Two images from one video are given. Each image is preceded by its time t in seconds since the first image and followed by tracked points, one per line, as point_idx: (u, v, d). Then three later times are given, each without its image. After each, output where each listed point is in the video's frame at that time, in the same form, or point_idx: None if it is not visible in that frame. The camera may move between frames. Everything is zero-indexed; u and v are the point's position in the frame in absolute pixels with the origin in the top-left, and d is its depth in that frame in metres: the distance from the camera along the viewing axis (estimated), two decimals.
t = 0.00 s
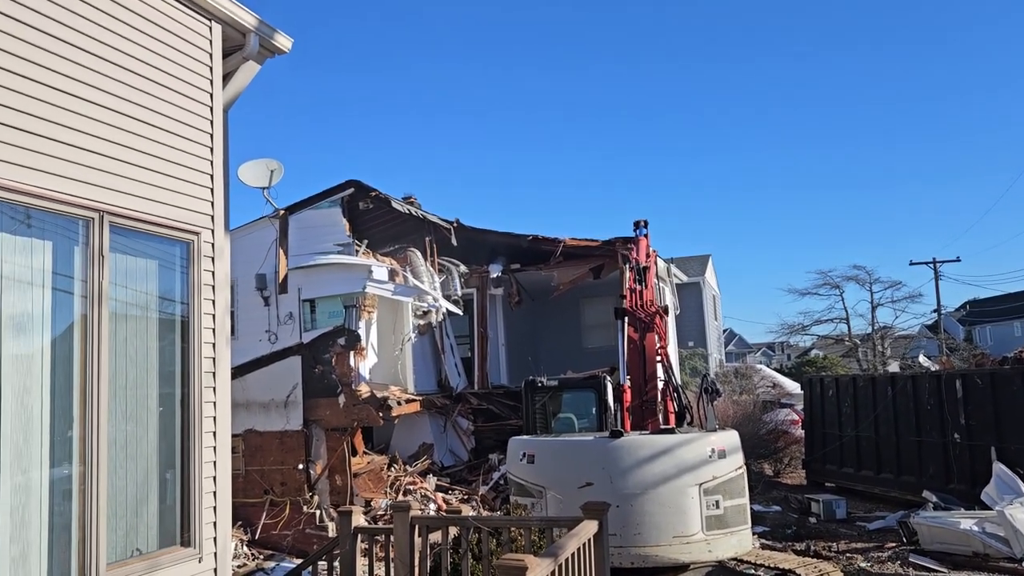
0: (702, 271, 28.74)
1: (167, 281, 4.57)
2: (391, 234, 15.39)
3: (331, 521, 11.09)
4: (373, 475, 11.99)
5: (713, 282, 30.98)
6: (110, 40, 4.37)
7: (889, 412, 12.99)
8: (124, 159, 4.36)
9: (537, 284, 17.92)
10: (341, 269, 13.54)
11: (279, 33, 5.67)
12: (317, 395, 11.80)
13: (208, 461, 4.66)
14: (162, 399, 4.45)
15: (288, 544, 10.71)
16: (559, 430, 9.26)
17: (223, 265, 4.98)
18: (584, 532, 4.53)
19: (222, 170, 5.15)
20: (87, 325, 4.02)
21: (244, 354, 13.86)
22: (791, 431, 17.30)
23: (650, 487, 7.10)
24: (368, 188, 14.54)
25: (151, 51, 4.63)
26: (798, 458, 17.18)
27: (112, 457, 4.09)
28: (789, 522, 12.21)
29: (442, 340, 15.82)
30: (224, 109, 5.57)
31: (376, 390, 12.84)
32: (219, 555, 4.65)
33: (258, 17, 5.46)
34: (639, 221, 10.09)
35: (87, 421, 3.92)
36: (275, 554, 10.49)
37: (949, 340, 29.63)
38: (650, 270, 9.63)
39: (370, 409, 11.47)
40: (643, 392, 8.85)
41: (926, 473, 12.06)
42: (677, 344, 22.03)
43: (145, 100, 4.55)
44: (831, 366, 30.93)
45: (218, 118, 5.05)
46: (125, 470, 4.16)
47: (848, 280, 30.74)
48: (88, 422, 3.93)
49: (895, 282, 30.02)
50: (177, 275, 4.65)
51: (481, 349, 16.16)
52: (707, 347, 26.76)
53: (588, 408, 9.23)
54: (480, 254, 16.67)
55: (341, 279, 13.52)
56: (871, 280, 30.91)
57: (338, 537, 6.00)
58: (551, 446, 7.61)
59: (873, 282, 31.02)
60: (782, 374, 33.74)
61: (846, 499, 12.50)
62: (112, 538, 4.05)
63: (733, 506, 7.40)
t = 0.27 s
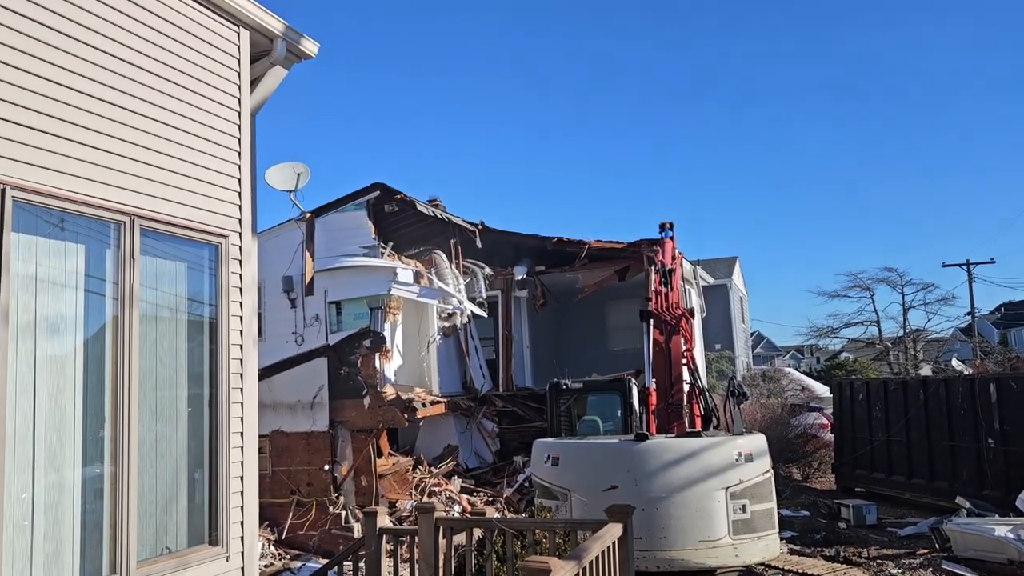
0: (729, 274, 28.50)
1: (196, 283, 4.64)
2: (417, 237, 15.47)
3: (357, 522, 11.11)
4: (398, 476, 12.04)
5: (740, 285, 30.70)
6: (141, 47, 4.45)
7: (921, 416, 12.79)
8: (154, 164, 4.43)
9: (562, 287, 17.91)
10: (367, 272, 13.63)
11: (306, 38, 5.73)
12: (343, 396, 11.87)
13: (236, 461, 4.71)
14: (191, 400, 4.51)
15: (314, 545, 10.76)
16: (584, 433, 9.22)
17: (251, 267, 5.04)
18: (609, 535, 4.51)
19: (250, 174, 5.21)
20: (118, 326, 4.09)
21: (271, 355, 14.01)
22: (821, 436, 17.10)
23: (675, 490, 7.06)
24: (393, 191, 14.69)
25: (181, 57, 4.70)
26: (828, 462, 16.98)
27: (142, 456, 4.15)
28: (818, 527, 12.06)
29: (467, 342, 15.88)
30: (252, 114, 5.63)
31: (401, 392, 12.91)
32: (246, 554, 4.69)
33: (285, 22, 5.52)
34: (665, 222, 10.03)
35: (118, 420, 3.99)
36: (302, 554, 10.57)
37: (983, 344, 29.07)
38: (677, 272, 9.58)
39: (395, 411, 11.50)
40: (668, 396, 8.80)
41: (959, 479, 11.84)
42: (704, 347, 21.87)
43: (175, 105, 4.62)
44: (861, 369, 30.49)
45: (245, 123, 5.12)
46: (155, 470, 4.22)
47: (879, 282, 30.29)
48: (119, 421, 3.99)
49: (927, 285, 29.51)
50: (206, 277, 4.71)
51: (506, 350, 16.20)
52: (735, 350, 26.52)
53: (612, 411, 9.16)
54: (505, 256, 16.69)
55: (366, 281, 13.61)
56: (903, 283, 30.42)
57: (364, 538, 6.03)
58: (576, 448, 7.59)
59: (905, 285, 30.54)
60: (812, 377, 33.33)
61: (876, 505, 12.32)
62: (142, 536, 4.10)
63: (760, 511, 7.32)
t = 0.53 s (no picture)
0: (743, 275, 28.37)
1: (211, 283, 4.66)
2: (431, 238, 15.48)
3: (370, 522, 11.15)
4: (411, 477, 12.06)
5: (754, 286, 30.54)
6: (156, 49, 4.48)
7: (937, 418, 12.68)
8: (169, 165, 4.46)
9: (575, 288, 17.88)
10: (380, 273, 13.67)
11: (320, 40, 5.75)
12: (356, 397, 11.90)
13: (250, 461, 4.73)
14: (206, 400, 4.53)
15: (328, 545, 10.81)
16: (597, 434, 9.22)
17: (265, 268, 5.06)
18: (623, 536, 4.49)
19: (264, 175, 5.24)
20: (134, 326, 4.11)
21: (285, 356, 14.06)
22: (836, 437, 16.99)
23: (689, 491, 7.04)
24: (406, 192, 14.71)
25: (196, 59, 4.73)
26: (843, 464, 16.87)
27: (158, 456, 4.18)
28: (833, 529, 11.98)
29: (480, 342, 15.89)
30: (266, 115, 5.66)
31: (415, 393, 12.93)
32: (261, 554, 4.71)
33: (299, 24, 5.54)
34: (679, 223, 10.01)
35: (134, 420, 4.01)
36: (315, 555, 10.62)
37: (1000, 345, 28.78)
38: (690, 273, 9.55)
39: (408, 411, 11.52)
40: (682, 396, 8.79)
41: (976, 482, 11.72)
42: (717, 348, 21.81)
43: (190, 106, 4.65)
44: (877, 371, 30.26)
45: (261, 124, 5.14)
46: (171, 469, 4.24)
47: (894, 283, 30.06)
48: (136, 421, 4.02)
49: (944, 285, 29.25)
50: (221, 278, 4.74)
51: (519, 351, 16.17)
52: (748, 351, 26.40)
53: (623, 413, 9.18)
54: (518, 257, 16.70)
55: (379, 282, 13.65)
56: (919, 283, 30.17)
57: (377, 539, 6.04)
58: (589, 450, 7.57)
59: (921, 286, 30.28)
60: (826, 379, 33.12)
61: (892, 507, 12.21)
62: (158, 536, 4.12)
63: (775, 513, 7.29)
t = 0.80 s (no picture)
0: (752, 273, 28.26)
1: (222, 282, 4.68)
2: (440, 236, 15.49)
3: (379, 520, 11.23)
4: (420, 474, 12.12)
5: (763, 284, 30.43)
6: (166, 48, 4.50)
7: (948, 417, 12.60)
8: (180, 164, 4.47)
9: (584, 286, 17.84)
10: (389, 271, 13.72)
11: (330, 38, 5.75)
12: (365, 395, 11.91)
13: (261, 460, 4.75)
14: (217, 398, 4.55)
15: (338, 542, 10.86)
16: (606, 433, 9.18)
17: (276, 266, 5.07)
18: (632, 534, 4.47)
19: (275, 174, 5.25)
20: (146, 325, 4.14)
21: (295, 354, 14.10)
22: (846, 436, 16.91)
23: (699, 490, 7.02)
24: (416, 190, 14.52)
25: (206, 57, 4.75)
26: (853, 463, 16.80)
27: (170, 454, 4.20)
28: (843, 528, 11.92)
29: (489, 341, 15.90)
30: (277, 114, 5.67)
31: (424, 391, 12.94)
32: (272, 551, 4.73)
33: (309, 23, 5.54)
34: (688, 220, 9.96)
35: (146, 418, 4.03)
36: (325, 551, 10.67)
37: (1012, 344, 28.58)
38: (700, 271, 9.56)
39: (418, 409, 11.53)
40: (692, 394, 8.76)
41: (988, 481, 11.65)
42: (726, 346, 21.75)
43: (200, 105, 4.66)
44: (887, 369, 30.12)
45: (271, 123, 5.15)
46: (182, 467, 4.26)
47: (905, 281, 29.89)
48: (148, 419, 4.04)
49: (955, 283, 29.07)
50: (231, 276, 4.75)
51: (528, 349, 16.18)
52: (758, 349, 26.32)
53: (631, 411, 9.11)
54: (527, 255, 16.69)
55: (389, 281, 13.68)
56: (930, 282, 30.00)
57: (387, 537, 6.04)
58: (600, 448, 7.55)
59: (932, 284, 30.11)
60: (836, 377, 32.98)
61: (903, 506, 12.15)
62: (169, 533, 4.15)
63: (785, 511, 7.26)
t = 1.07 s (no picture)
0: (758, 266, 28.18)
1: (226, 276, 4.68)
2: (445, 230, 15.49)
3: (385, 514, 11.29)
4: (425, 468, 12.14)
5: (770, 277, 30.35)
6: (170, 41, 4.49)
7: (955, 411, 12.55)
8: (184, 157, 4.46)
9: (591, 279, 17.84)
10: (394, 265, 13.71)
11: (334, 32, 5.73)
12: (370, 389, 11.93)
13: (266, 453, 4.76)
14: (222, 392, 4.56)
15: (344, 535, 10.98)
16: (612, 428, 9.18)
17: (280, 260, 5.07)
18: (637, 528, 4.46)
19: (279, 167, 5.24)
20: (150, 319, 4.14)
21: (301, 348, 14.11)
22: (852, 430, 16.88)
23: (704, 484, 7.01)
24: (421, 183, 14.60)
25: (210, 51, 4.74)
26: (859, 457, 16.76)
27: (175, 448, 4.21)
28: (849, 522, 11.90)
29: (494, 335, 15.92)
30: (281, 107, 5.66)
31: (430, 385, 12.96)
32: (277, 545, 4.74)
33: (313, 16, 5.53)
34: (694, 211, 9.93)
35: (151, 411, 4.04)
36: (331, 545, 10.78)
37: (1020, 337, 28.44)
38: (706, 263, 9.51)
39: (423, 403, 11.53)
40: (698, 388, 8.73)
41: (995, 475, 11.60)
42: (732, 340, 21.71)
43: (204, 99, 4.65)
44: (894, 363, 30.03)
45: (275, 116, 5.14)
46: (187, 460, 4.27)
47: (912, 274, 29.76)
48: (153, 412, 4.04)
49: (962, 277, 28.93)
50: (236, 270, 4.75)
51: (533, 342, 16.21)
52: (764, 343, 26.26)
53: (634, 404, 9.17)
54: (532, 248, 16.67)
55: (394, 275, 13.67)
56: (937, 275, 29.86)
57: (393, 531, 6.03)
58: (605, 442, 7.55)
59: (939, 277, 29.99)
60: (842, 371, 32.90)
61: (909, 500, 12.13)
62: (175, 526, 4.15)
63: (791, 505, 7.25)
